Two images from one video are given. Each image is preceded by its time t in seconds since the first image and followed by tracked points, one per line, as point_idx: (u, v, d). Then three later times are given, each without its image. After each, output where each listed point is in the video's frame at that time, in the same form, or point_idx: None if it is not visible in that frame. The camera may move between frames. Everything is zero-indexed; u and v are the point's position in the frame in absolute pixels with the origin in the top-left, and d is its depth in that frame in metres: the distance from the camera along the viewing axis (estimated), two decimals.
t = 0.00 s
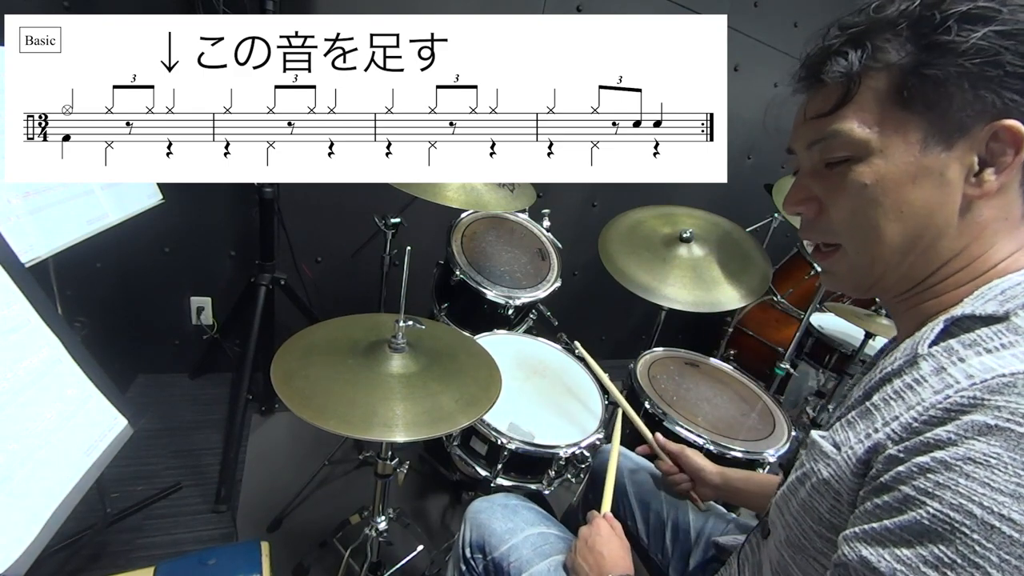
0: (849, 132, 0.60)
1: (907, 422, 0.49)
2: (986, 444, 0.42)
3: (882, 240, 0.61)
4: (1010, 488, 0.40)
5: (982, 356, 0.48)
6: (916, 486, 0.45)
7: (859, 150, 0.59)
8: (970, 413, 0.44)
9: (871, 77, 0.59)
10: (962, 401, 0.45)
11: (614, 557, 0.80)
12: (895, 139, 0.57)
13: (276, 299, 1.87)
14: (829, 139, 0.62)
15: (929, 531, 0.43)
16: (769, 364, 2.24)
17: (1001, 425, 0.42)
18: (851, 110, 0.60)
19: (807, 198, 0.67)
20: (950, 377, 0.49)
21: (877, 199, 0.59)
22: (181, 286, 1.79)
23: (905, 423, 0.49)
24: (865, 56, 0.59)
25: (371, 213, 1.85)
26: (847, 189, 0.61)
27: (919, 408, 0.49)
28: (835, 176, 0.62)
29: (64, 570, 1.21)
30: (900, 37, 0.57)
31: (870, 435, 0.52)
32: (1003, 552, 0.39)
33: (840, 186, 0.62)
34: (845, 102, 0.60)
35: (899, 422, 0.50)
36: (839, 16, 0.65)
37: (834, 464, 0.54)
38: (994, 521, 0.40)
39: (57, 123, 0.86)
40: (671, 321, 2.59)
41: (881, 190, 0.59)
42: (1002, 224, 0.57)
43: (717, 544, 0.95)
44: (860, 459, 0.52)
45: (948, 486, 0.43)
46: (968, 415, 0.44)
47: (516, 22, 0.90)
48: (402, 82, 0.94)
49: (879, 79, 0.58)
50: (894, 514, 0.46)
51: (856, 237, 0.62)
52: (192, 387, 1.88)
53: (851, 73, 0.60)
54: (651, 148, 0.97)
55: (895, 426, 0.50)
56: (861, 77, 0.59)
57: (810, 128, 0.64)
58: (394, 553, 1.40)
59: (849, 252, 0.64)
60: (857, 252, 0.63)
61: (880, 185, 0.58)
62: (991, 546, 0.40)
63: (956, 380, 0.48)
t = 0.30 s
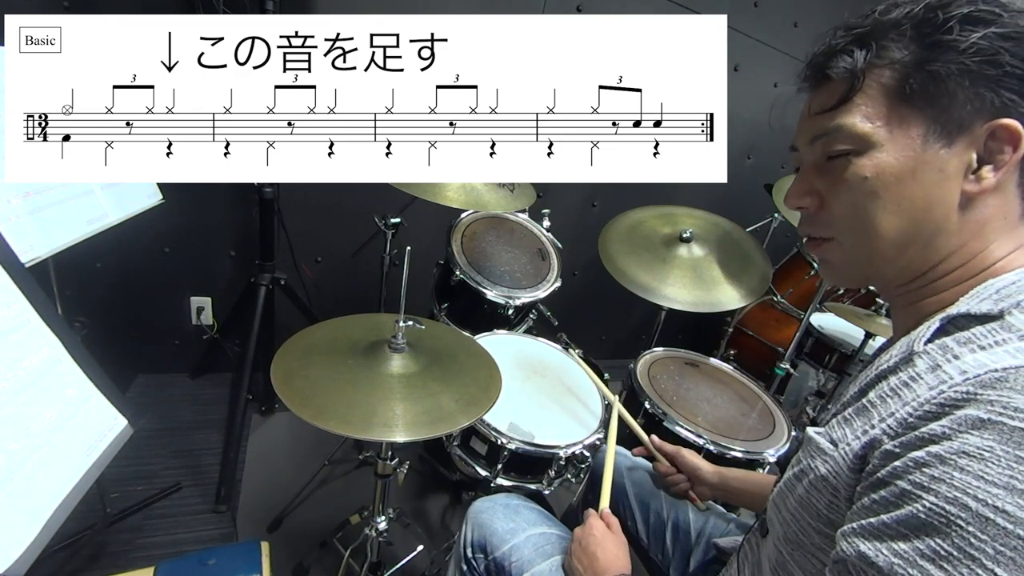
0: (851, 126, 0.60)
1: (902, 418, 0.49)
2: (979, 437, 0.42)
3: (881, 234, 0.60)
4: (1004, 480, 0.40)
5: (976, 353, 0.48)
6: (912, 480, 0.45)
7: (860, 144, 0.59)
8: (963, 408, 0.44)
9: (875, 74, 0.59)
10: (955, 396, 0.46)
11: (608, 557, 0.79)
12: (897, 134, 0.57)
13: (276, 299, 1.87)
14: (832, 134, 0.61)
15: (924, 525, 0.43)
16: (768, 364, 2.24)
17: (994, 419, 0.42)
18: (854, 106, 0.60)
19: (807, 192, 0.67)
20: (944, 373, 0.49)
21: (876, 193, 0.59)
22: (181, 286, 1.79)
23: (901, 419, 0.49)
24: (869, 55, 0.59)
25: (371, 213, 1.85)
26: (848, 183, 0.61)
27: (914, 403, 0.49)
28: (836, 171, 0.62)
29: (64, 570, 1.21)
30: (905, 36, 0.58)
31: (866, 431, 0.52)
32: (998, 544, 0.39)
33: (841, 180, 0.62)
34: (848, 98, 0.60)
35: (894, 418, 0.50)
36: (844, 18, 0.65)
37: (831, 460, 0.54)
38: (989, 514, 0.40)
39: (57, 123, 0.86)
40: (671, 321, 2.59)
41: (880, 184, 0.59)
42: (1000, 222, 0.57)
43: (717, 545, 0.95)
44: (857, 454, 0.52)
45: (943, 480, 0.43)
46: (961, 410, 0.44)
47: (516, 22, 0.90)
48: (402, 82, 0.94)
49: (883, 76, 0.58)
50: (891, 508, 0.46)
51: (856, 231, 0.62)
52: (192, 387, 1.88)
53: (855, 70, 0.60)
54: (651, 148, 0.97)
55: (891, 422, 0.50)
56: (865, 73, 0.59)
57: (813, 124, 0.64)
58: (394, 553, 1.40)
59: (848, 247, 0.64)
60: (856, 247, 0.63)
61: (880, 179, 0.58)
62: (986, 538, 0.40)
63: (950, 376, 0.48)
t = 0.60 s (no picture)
0: (866, 113, 0.60)
1: (901, 407, 0.49)
2: (975, 424, 0.42)
3: (889, 224, 0.60)
4: (999, 466, 0.40)
5: (976, 344, 0.48)
6: (908, 467, 0.45)
7: (873, 131, 0.60)
8: (961, 396, 0.45)
9: (893, 64, 0.59)
10: (953, 384, 0.46)
11: (602, 553, 0.79)
12: (909, 123, 0.58)
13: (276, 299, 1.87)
14: (846, 121, 0.62)
15: (920, 511, 0.43)
16: (768, 364, 2.24)
17: (991, 406, 0.42)
18: (869, 94, 0.60)
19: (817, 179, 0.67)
20: (944, 364, 0.49)
21: (885, 180, 0.59)
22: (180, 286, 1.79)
23: (899, 407, 0.49)
24: (888, 46, 0.60)
25: (371, 213, 1.85)
26: (859, 169, 0.61)
27: (913, 393, 0.49)
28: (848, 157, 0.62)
29: (64, 570, 1.21)
30: (924, 28, 0.58)
31: (865, 420, 0.52)
32: (992, 528, 0.39)
33: (851, 167, 0.62)
34: (865, 86, 0.61)
35: (893, 407, 0.50)
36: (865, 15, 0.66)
37: (830, 451, 0.54)
38: (984, 499, 0.40)
39: (57, 123, 0.86)
40: (671, 321, 2.59)
41: (890, 171, 0.58)
42: (1007, 219, 0.57)
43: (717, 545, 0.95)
44: (855, 443, 0.52)
45: (938, 466, 0.43)
46: (959, 398, 0.45)
47: (516, 22, 0.90)
48: (402, 82, 0.94)
49: (900, 66, 0.59)
50: (886, 495, 0.46)
51: (864, 220, 0.62)
52: (192, 387, 1.88)
53: (873, 59, 0.61)
54: (651, 148, 0.97)
55: (889, 411, 0.50)
56: (882, 63, 0.60)
57: (829, 112, 0.65)
58: (394, 553, 1.40)
59: (854, 237, 0.64)
60: (863, 238, 0.63)
61: (889, 166, 0.58)
62: (981, 523, 0.40)
63: (950, 366, 0.48)
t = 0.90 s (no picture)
0: (853, 119, 0.61)
1: (903, 416, 0.49)
2: (978, 433, 0.42)
3: (877, 225, 0.60)
4: (1003, 475, 0.40)
5: (976, 352, 0.48)
6: (913, 477, 0.45)
7: (860, 135, 0.60)
8: (963, 405, 0.45)
9: (881, 71, 0.60)
10: (955, 393, 0.46)
11: (604, 557, 0.79)
12: (895, 127, 0.58)
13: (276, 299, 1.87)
14: (835, 126, 0.62)
15: (925, 520, 0.43)
16: (768, 365, 2.24)
17: (993, 415, 0.42)
18: (858, 100, 0.61)
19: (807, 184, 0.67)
20: (944, 372, 0.49)
21: (872, 180, 0.59)
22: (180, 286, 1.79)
23: (902, 416, 0.49)
24: (876, 56, 0.61)
25: (371, 213, 1.85)
26: (846, 172, 0.61)
27: (915, 401, 0.49)
28: (836, 160, 0.63)
29: (64, 570, 1.21)
30: (910, 37, 0.59)
31: (867, 429, 0.52)
32: (997, 537, 0.39)
33: (839, 170, 0.62)
34: (853, 92, 0.61)
35: (895, 416, 0.50)
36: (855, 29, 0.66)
37: (832, 459, 0.54)
38: (989, 508, 0.40)
39: (57, 123, 0.86)
40: (671, 321, 2.59)
41: (876, 171, 0.59)
42: (996, 221, 0.57)
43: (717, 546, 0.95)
44: (858, 452, 0.52)
45: (943, 475, 0.43)
46: (961, 406, 0.45)
47: (516, 22, 0.90)
48: (402, 82, 0.94)
49: (887, 73, 0.59)
50: (892, 505, 0.46)
51: (852, 221, 0.62)
52: (192, 387, 1.88)
53: (861, 68, 0.61)
54: (651, 148, 0.97)
55: (891, 420, 0.50)
56: (870, 70, 0.60)
57: (819, 119, 0.65)
58: (394, 553, 1.40)
59: (844, 238, 0.64)
60: (852, 239, 0.63)
61: (876, 168, 0.59)
62: (986, 532, 0.39)
63: (950, 374, 0.48)
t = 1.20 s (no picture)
0: (871, 106, 0.61)
1: (896, 413, 0.49)
2: (969, 429, 0.42)
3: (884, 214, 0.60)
4: (995, 471, 0.40)
5: (968, 350, 0.48)
6: (905, 473, 0.45)
7: (876, 123, 0.60)
8: (954, 401, 0.44)
9: (905, 60, 0.60)
10: (946, 390, 0.46)
11: (603, 555, 0.79)
12: (910, 118, 0.58)
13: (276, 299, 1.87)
14: (852, 112, 0.63)
15: (918, 516, 0.43)
16: (768, 364, 2.24)
17: (985, 411, 0.42)
18: (878, 87, 0.61)
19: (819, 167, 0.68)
20: (937, 370, 0.49)
21: (880, 170, 0.60)
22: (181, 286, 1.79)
23: (894, 413, 0.49)
24: (903, 43, 0.60)
25: (371, 213, 1.85)
26: (857, 159, 0.62)
27: (908, 398, 0.49)
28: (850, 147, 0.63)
29: (64, 570, 1.21)
30: (939, 27, 0.58)
31: (861, 427, 0.52)
32: (989, 533, 0.39)
33: (851, 156, 0.63)
34: (875, 79, 0.61)
35: (888, 413, 0.50)
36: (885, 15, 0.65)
37: (828, 457, 0.54)
38: (981, 504, 0.40)
39: (57, 123, 0.86)
40: (671, 321, 2.59)
41: (885, 161, 0.59)
42: (1001, 222, 0.57)
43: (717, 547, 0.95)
44: (852, 450, 0.52)
45: (935, 471, 0.43)
46: (953, 403, 0.45)
47: (516, 22, 0.90)
48: (402, 82, 0.94)
49: (910, 62, 0.59)
50: (884, 501, 0.46)
51: (860, 209, 0.62)
52: (192, 387, 1.88)
53: (886, 55, 0.61)
54: (651, 148, 0.97)
55: (884, 417, 0.50)
56: (895, 58, 0.60)
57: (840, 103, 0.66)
58: (394, 553, 1.40)
59: (850, 226, 0.64)
60: (859, 228, 0.63)
61: (886, 156, 0.59)
62: (978, 527, 0.40)
63: (943, 371, 0.48)
